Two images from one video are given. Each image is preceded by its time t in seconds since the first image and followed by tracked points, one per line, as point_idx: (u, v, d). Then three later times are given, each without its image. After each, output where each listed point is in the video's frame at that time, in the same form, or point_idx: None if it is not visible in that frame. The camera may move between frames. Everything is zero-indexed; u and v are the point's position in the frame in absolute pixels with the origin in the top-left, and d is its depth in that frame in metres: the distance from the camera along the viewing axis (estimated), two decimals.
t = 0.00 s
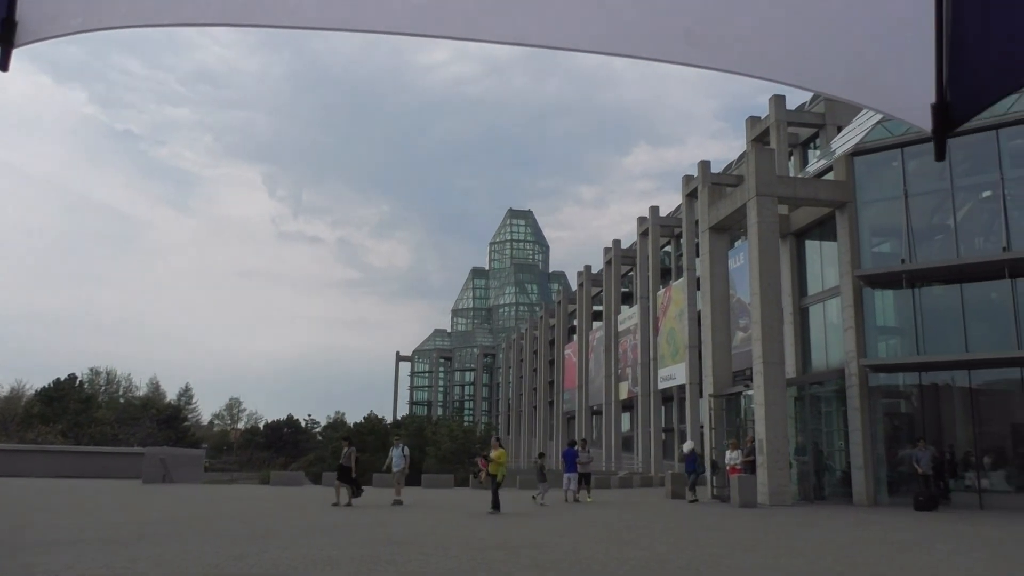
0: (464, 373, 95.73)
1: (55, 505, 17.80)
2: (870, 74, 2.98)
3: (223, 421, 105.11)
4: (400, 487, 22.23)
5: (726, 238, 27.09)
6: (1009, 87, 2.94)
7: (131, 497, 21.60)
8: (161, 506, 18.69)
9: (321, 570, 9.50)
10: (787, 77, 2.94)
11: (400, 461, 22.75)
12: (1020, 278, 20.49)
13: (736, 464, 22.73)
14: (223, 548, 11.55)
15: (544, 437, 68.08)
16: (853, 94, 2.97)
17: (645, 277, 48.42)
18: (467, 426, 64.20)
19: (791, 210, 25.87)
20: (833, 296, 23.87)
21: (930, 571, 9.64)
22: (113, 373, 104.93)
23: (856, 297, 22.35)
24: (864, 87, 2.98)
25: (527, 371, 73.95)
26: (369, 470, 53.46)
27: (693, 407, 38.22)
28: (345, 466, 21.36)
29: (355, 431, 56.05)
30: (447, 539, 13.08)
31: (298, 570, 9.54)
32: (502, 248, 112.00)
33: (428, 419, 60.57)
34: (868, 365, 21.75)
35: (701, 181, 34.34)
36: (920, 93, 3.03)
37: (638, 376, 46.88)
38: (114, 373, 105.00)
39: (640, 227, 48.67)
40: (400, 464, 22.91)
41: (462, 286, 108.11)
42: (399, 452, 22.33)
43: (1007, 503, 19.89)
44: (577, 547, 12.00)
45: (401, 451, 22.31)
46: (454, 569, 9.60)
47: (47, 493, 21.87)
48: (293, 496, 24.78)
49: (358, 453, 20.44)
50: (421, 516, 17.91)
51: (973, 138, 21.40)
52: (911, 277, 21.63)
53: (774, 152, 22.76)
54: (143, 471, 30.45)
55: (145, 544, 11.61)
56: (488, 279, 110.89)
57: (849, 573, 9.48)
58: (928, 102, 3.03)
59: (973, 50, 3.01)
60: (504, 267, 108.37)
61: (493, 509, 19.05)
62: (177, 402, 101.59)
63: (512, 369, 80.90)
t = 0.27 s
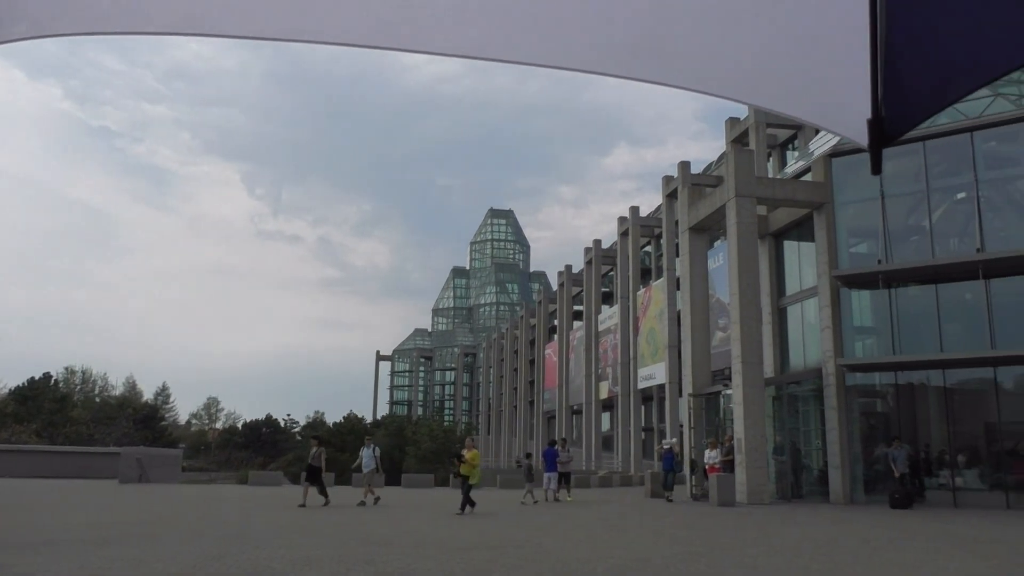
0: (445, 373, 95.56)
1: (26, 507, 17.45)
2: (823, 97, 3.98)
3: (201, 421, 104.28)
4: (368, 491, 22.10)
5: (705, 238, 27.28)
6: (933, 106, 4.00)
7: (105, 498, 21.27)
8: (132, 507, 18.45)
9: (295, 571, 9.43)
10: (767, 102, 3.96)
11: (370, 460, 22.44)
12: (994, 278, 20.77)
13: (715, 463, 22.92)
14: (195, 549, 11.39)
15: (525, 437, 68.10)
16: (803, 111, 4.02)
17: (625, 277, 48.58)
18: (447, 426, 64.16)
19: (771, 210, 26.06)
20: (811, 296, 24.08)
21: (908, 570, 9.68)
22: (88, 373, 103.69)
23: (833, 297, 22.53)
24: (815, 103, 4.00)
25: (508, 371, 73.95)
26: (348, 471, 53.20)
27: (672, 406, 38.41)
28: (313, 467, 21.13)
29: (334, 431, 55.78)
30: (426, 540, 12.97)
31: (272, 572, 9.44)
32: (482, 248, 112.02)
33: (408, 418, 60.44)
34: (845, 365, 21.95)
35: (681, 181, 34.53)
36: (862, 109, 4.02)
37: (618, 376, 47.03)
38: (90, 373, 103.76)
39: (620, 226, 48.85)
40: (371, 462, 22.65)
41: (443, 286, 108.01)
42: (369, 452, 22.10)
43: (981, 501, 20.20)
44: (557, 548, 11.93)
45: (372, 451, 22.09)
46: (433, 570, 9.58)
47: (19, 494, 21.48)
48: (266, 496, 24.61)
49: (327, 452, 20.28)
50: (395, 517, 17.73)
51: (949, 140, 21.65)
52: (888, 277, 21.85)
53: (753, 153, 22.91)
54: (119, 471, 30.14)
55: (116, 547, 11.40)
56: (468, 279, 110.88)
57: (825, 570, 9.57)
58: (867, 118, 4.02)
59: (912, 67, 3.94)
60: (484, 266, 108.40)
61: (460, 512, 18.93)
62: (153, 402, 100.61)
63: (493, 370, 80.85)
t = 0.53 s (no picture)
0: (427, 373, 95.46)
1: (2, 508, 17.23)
2: (776, 106, 3.72)
3: (181, 421, 103.50)
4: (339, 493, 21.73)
5: (688, 239, 27.41)
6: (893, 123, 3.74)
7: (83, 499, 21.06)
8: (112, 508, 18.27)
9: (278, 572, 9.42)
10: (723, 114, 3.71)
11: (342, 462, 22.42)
12: (972, 280, 21.00)
13: (696, 463, 22.86)
14: (172, 550, 11.40)
15: (507, 438, 68.13)
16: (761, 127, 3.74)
17: (607, 278, 48.74)
18: (430, 426, 64.05)
19: (752, 212, 26.23)
20: (792, 297, 24.28)
21: (883, 569, 9.81)
22: (67, 373, 102.57)
23: (813, 298, 22.75)
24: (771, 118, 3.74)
25: (491, 371, 74.02)
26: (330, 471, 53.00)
27: (654, 406, 38.58)
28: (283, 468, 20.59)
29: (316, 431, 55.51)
30: (405, 539, 13.04)
31: (255, 572, 9.42)
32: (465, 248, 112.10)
33: (391, 418, 60.31)
34: (825, 365, 22.17)
35: (663, 182, 34.70)
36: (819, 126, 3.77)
37: (600, 376, 47.18)
38: (68, 373, 102.64)
39: (603, 227, 49.01)
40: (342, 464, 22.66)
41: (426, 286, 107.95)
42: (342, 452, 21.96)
43: (958, 500, 20.46)
44: (535, 548, 12.00)
45: (346, 451, 22.07)
46: (412, 570, 9.61)
47: None
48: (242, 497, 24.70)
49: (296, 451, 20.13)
50: (379, 517, 17.69)
51: (927, 143, 21.89)
52: (867, 278, 22.09)
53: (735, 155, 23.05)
54: (98, 472, 29.85)
55: (92, 547, 11.39)
56: (451, 279, 110.89)
57: (803, 571, 9.63)
58: (826, 133, 3.77)
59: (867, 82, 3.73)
60: (467, 266, 108.43)
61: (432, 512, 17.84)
62: (133, 402, 99.71)
63: (476, 370, 80.80)
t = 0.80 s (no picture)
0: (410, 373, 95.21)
1: None
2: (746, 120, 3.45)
3: (162, 420, 102.73)
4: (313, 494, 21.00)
5: (671, 240, 27.52)
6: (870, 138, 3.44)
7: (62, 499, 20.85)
8: (91, 509, 18.10)
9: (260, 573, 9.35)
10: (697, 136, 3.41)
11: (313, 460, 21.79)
12: (950, 282, 21.25)
13: (678, 463, 22.94)
14: (162, 550, 11.33)
15: (490, 437, 68.12)
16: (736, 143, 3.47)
17: (591, 278, 48.82)
18: (413, 426, 63.95)
19: (734, 213, 26.35)
20: (774, 299, 24.43)
21: (863, 568, 9.89)
22: (45, 371, 101.55)
23: (795, 299, 22.91)
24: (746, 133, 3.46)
25: (474, 371, 73.95)
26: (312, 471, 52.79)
27: (637, 407, 38.71)
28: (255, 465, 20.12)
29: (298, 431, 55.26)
30: (395, 539, 13.04)
31: (237, 573, 9.37)
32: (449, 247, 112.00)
33: (373, 418, 60.14)
34: (806, 366, 22.33)
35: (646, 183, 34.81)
36: (795, 138, 3.51)
37: (583, 377, 47.23)
38: (47, 372, 101.63)
39: (587, 227, 49.09)
40: (313, 463, 21.98)
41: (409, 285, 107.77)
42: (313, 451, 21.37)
43: (935, 500, 20.67)
44: (527, 547, 12.05)
45: (316, 450, 21.48)
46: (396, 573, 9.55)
47: None
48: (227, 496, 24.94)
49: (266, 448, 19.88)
50: (364, 516, 17.68)
51: (907, 146, 22.12)
52: (848, 281, 22.26)
53: (718, 157, 23.16)
54: (77, 472, 29.55)
55: (84, 546, 11.33)
56: (435, 279, 110.77)
57: (784, 572, 9.67)
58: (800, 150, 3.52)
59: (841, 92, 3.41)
60: (451, 266, 108.34)
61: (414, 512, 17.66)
62: (113, 401, 98.86)
63: (459, 370, 80.69)
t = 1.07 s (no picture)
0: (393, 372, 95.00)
1: None
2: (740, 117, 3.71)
3: (142, 420, 101.84)
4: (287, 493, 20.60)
5: (654, 241, 27.65)
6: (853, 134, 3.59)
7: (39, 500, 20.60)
8: (68, 510, 17.89)
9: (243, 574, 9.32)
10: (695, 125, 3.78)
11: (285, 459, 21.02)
12: (929, 284, 21.46)
13: (660, 463, 22.96)
14: (135, 550, 11.31)
15: (474, 437, 68.10)
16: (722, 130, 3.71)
17: (575, 278, 48.93)
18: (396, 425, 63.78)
19: (718, 215, 26.50)
20: (756, 300, 24.58)
21: (844, 568, 9.97)
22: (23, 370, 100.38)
23: (777, 301, 23.03)
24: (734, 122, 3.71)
25: (457, 371, 73.88)
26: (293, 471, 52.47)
27: (620, 406, 38.82)
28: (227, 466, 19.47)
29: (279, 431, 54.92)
30: (370, 540, 13.00)
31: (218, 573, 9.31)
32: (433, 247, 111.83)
33: (356, 417, 59.91)
34: (787, 367, 22.48)
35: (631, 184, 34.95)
36: (785, 133, 3.65)
37: (566, 377, 47.31)
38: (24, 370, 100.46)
39: (571, 228, 49.21)
40: (285, 462, 21.18)
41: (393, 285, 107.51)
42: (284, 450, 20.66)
43: (914, 499, 20.91)
44: (505, 548, 11.98)
45: (286, 450, 20.76)
46: (377, 571, 9.62)
47: None
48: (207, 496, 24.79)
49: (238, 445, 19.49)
50: (344, 517, 17.54)
51: (888, 149, 22.33)
52: (829, 282, 22.41)
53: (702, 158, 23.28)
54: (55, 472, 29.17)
55: (52, 548, 11.25)
56: (419, 278, 110.58)
57: (766, 570, 9.71)
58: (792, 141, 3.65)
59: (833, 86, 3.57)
60: (435, 266, 108.21)
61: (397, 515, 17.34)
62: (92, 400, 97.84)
63: (442, 369, 80.59)
